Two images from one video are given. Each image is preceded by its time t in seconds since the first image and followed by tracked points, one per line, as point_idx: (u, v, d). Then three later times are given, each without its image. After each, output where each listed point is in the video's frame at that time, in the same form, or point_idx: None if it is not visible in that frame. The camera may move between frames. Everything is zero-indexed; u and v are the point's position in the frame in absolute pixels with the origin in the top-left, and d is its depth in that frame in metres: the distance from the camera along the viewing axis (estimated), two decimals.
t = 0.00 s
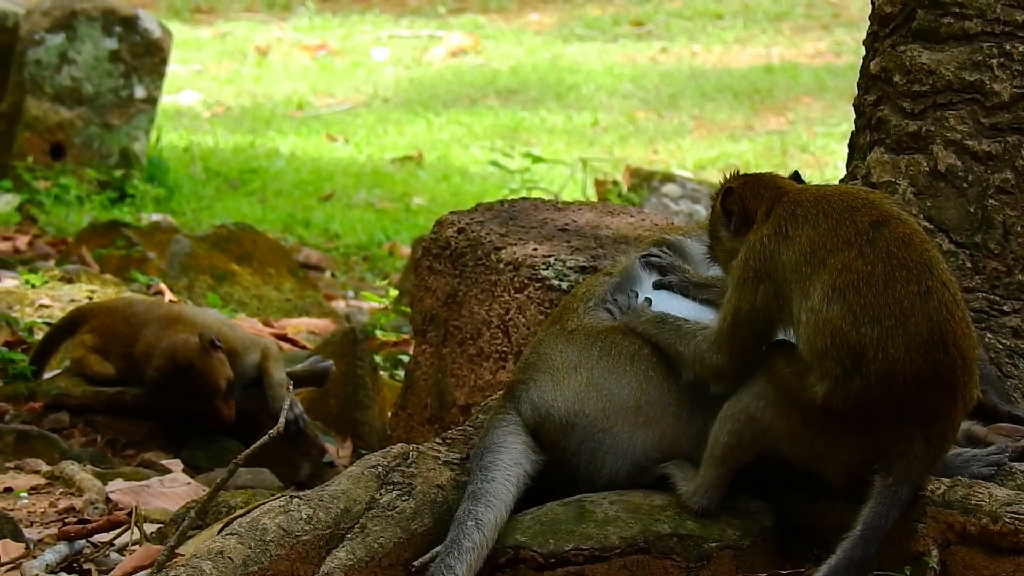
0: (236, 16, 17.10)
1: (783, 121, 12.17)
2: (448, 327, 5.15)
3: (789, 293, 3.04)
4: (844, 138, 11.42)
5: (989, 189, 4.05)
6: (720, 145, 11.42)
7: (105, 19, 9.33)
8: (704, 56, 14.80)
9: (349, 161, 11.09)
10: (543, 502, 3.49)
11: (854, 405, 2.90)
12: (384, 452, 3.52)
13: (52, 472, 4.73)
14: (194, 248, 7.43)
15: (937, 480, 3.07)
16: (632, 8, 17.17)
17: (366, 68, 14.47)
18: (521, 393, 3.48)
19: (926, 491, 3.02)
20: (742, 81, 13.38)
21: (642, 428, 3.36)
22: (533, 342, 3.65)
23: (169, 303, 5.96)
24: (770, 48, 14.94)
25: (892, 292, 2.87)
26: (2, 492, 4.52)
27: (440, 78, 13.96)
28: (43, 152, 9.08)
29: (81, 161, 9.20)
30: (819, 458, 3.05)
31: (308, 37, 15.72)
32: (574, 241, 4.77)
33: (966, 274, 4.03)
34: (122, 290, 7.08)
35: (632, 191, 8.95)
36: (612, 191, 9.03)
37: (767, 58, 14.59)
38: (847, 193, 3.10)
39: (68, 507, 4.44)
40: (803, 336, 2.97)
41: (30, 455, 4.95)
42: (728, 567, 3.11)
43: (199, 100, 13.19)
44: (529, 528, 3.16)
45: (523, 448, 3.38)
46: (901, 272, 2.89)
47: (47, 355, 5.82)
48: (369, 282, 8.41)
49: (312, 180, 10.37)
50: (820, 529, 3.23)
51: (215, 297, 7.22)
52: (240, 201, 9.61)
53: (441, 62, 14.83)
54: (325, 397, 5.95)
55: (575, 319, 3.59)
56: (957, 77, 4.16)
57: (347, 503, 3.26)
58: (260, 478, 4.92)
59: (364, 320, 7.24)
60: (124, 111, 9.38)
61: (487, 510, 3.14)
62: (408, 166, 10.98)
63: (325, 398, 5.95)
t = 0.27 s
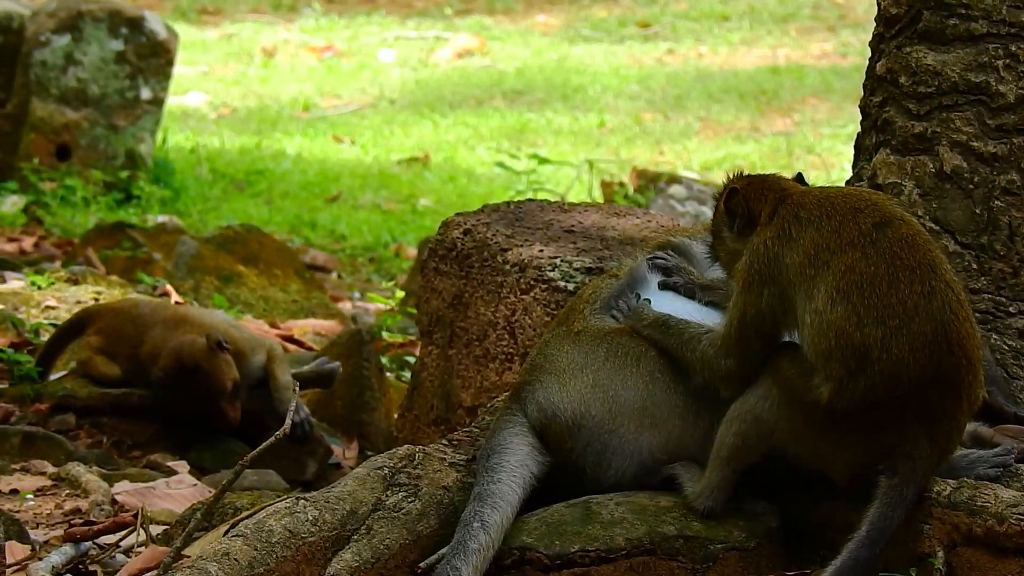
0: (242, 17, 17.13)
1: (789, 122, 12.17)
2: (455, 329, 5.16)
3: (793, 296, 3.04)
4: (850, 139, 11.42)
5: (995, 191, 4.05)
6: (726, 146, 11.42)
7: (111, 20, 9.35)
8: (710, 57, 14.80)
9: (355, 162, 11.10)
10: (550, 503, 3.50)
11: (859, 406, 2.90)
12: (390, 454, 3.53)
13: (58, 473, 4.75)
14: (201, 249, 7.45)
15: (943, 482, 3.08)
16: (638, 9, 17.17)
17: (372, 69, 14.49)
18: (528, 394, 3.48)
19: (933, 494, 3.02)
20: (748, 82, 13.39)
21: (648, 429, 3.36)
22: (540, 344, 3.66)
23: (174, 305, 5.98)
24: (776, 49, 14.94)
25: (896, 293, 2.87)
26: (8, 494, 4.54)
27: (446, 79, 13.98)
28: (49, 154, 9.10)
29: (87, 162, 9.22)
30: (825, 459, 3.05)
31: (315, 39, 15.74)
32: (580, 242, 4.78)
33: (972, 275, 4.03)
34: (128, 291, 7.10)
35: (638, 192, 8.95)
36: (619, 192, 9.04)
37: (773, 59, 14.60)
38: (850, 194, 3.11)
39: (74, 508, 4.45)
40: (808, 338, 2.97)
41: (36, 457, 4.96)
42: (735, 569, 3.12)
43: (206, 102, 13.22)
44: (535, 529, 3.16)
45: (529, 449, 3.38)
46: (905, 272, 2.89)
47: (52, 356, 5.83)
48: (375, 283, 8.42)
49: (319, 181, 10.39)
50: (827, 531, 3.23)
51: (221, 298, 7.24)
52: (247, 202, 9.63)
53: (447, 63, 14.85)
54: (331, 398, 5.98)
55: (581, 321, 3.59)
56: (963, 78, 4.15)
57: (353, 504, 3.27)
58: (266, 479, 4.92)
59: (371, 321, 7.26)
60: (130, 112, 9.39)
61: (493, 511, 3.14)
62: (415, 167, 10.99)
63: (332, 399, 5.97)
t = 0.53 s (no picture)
0: (246, 18, 17.14)
1: (792, 123, 12.17)
2: (458, 329, 5.16)
3: (796, 297, 3.04)
4: (854, 140, 11.42)
5: (998, 192, 4.05)
6: (730, 147, 11.42)
7: (115, 21, 9.35)
8: (714, 57, 14.80)
9: (359, 163, 11.11)
10: (554, 504, 3.50)
11: (862, 406, 2.90)
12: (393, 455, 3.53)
13: (62, 474, 4.75)
14: (204, 251, 7.41)
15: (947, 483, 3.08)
16: (641, 10, 17.17)
17: (376, 70, 14.50)
18: (531, 395, 3.48)
19: (937, 494, 3.02)
20: (751, 83, 13.38)
21: (651, 430, 3.37)
22: (543, 345, 3.66)
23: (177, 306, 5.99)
24: (780, 50, 14.94)
25: (899, 293, 2.88)
26: (11, 494, 4.54)
27: (450, 80, 13.98)
28: (53, 154, 9.11)
29: (91, 163, 9.22)
30: (830, 459, 3.06)
31: (318, 39, 15.75)
32: (584, 243, 4.78)
33: (975, 276, 4.02)
34: (132, 292, 7.11)
35: (642, 193, 8.96)
36: (622, 193, 9.04)
37: (776, 60, 14.60)
38: (854, 195, 3.11)
39: (78, 509, 4.46)
40: (811, 338, 2.97)
41: (40, 458, 4.97)
42: (739, 569, 3.12)
43: (209, 102, 13.23)
44: (538, 530, 3.16)
45: (533, 450, 3.38)
46: (909, 272, 2.90)
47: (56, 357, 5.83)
48: (378, 284, 8.43)
49: (322, 182, 10.39)
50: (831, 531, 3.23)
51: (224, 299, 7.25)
52: (250, 203, 9.63)
53: (451, 64, 14.85)
54: (335, 399, 5.98)
55: (585, 322, 3.59)
56: (966, 79, 4.15)
57: (357, 505, 3.28)
58: (270, 480, 4.92)
59: (375, 322, 7.26)
60: (134, 113, 9.37)
61: (497, 512, 3.15)
62: (418, 168, 10.99)
63: (335, 400, 5.98)
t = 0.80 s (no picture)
0: (248, 19, 17.15)
1: (795, 124, 12.17)
2: (461, 330, 5.16)
3: (798, 298, 3.04)
4: (856, 141, 11.41)
5: (1000, 193, 4.05)
6: (732, 148, 11.41)
7: (117, 22, 9.35)
8: (716, 58, 14.80)
9: (361, 164, 11.10)
10: (556, 504, 3.51)
11: (864, 406, 2.90)
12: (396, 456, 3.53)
13: (64, 475, 4.75)
14: (206, 251, 7.45)
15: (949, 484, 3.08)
16: (643, 11, 17.17)
17: (378, 71, 14.50)
18: (534, 395, 3.49)
19: (939, 495, 3.02)
20: (754, 84, 13.37)
21: (654, 431, 3.37)
22: (546, 345, 3.66)
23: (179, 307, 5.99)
24: (782, 51, 14.93)
25: (901, 293, 2.88)
26: (13, 495, 4.55)
27: (452, 81, 13.98)
28: (55, 155, 9.12)
29: (93, 164, 9.23)
30: (832, 460, 3.06)
31: (320, 40, 15.76)
32: (586, 244, 4.78)
33: (977, 277, 4.02)
34: (134, 293, 7.12)
35: (645, 194, 8.96)
36: (624, 195, 9.04)
37: (779, 61, 14.59)
38: (855, 196, 3.11)
39: (80, 510, 4.46)
40: (813, 338, 2.97)
41: (42, 459, 4.97)
42: (740, 570, 3.11)
43: (212, 103, 13.23)
44: (540, 531, 3.16)
45: (535, 450, 3.39)
46: (910, 272, 2.90)
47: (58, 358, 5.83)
48: (380, 285, 8.44)
49: (324, 183, 10.39)
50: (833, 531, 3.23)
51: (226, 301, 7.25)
52: (252, 204, 9.63)
53: (453, 65, 14.84)
54: (337, 401, 5.98)
55: (588, 322, 3.59)
56: (969, 80, 4.15)
57: (359, 506, 3.28)
58: (272, 481, 4.93)
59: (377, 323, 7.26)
60: (136, 114, 9.38)
61: (499, 513, 3.15)
62: (421, 169, 10.99)
63: (338, 401, 5.98)
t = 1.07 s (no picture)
0: (250, 20, 17.15)
1: (796, 125, 12.17)
2: (462, 332, 5.16)
3: (796, 301, 3.04)
4: (857, 142, 11.41)
5: (1002, 194, 4.05)
6: (734, 149, 11.41)
7: (119, 23, 9.35)
8: (717, 59, 14.79)
9: (362, 165, 11.10)
10: (559, 505, 3.51)
11: (864, 408, 2.90)
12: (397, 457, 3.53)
13: (66, 476, 4.76)
14: (208, 252, 7.45)
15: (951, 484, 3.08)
16: (645, 12, 17.17)
17: (380, 72, 14.50)
18: (535, 397, 3.49)
19: (940, 495, 3.02)
20: (755, 85, 13.37)
21: (656, 432, 3.37)
22: (547, 346, 3.66)
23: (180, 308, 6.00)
24: (784, 52, 14.93)
25: (900, 294, 2.87)
26: (15, 496, 4.55)
27: (454, 82, 13.98)
28: (57, 156, 9.13)
29: (94, 165, 9.22)
30: (833, 461, 3.05)
31: (322, 42, 15.76)
32: (588, 245, 4.78)
33: (979, 278, 4.02)
34: (136, 294, 7.11)
35: (646, 195, 8.96)
36: (625, 196, 9.04)
37: (780, 62, 14.59)
38: (853, 199, 3.11)
39: (82, 511, 4.47)
40: (812, 340, 2.96)
41: (44, 460, 4.97)
42: (742, 571, 3.11)
43: (213, 105, 13.24)
44: (542, 532, 3.16)
45: (537, 452, 3.39)
46: (909, 273, 2.89)
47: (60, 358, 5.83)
48: (382, 286, 8.45)
49: (326, 184, 10.39)
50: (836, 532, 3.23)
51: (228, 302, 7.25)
52: (254, 205, 9.64)
53: (455, 66, 14.84)
54: (338, 402, 5.98)
55: (589, 323, 3.59)
56: (970, 81, 4.15)
57: (361, 507, 3.28)
58: (274, 482, 4.93)
59: (378, 324, 7.26)
60: (138, 115, 9.38)
61: (500, 514, 3.15)
62: (422, 170, 10.99)
63: (339, 402, 5.98)
